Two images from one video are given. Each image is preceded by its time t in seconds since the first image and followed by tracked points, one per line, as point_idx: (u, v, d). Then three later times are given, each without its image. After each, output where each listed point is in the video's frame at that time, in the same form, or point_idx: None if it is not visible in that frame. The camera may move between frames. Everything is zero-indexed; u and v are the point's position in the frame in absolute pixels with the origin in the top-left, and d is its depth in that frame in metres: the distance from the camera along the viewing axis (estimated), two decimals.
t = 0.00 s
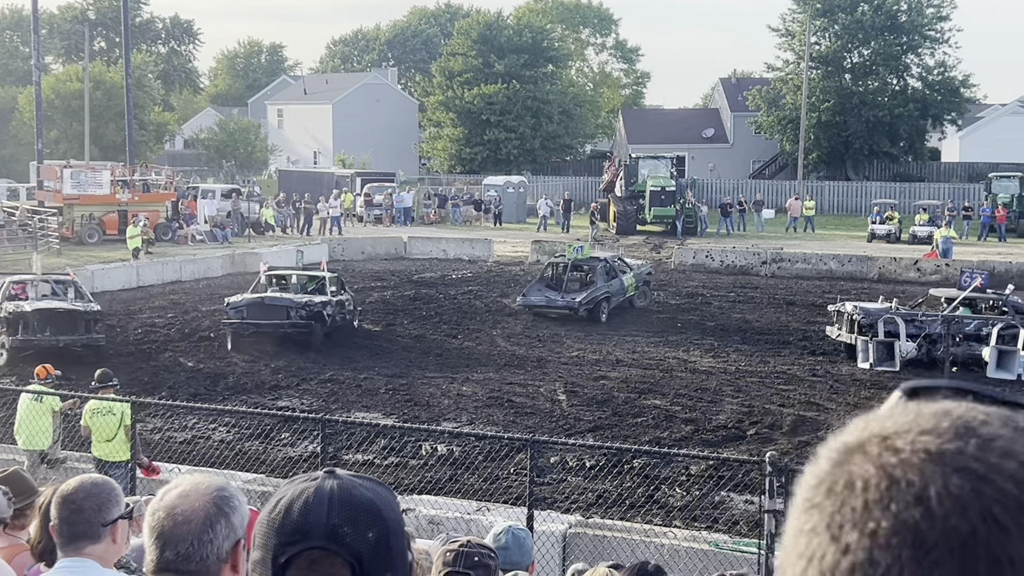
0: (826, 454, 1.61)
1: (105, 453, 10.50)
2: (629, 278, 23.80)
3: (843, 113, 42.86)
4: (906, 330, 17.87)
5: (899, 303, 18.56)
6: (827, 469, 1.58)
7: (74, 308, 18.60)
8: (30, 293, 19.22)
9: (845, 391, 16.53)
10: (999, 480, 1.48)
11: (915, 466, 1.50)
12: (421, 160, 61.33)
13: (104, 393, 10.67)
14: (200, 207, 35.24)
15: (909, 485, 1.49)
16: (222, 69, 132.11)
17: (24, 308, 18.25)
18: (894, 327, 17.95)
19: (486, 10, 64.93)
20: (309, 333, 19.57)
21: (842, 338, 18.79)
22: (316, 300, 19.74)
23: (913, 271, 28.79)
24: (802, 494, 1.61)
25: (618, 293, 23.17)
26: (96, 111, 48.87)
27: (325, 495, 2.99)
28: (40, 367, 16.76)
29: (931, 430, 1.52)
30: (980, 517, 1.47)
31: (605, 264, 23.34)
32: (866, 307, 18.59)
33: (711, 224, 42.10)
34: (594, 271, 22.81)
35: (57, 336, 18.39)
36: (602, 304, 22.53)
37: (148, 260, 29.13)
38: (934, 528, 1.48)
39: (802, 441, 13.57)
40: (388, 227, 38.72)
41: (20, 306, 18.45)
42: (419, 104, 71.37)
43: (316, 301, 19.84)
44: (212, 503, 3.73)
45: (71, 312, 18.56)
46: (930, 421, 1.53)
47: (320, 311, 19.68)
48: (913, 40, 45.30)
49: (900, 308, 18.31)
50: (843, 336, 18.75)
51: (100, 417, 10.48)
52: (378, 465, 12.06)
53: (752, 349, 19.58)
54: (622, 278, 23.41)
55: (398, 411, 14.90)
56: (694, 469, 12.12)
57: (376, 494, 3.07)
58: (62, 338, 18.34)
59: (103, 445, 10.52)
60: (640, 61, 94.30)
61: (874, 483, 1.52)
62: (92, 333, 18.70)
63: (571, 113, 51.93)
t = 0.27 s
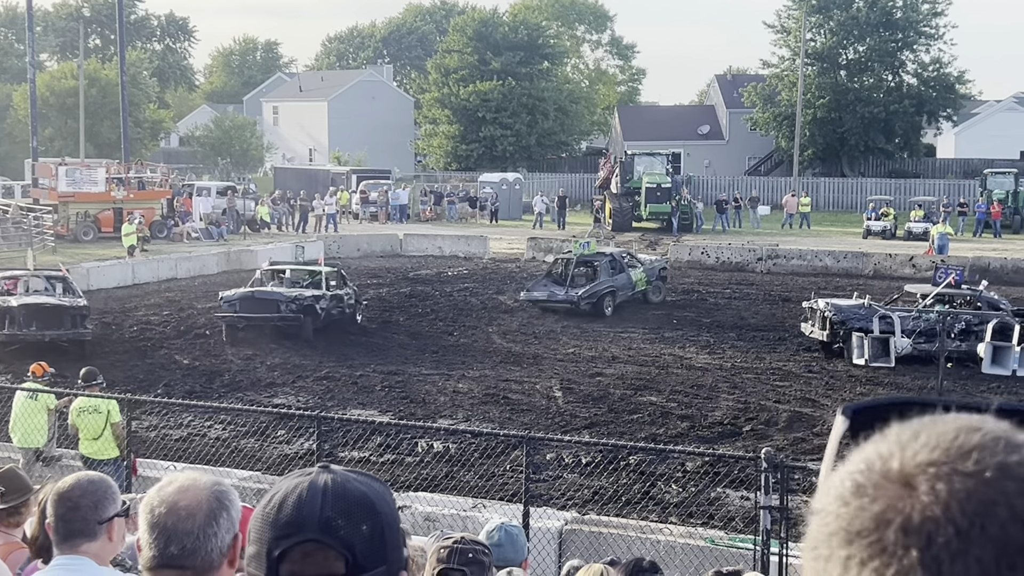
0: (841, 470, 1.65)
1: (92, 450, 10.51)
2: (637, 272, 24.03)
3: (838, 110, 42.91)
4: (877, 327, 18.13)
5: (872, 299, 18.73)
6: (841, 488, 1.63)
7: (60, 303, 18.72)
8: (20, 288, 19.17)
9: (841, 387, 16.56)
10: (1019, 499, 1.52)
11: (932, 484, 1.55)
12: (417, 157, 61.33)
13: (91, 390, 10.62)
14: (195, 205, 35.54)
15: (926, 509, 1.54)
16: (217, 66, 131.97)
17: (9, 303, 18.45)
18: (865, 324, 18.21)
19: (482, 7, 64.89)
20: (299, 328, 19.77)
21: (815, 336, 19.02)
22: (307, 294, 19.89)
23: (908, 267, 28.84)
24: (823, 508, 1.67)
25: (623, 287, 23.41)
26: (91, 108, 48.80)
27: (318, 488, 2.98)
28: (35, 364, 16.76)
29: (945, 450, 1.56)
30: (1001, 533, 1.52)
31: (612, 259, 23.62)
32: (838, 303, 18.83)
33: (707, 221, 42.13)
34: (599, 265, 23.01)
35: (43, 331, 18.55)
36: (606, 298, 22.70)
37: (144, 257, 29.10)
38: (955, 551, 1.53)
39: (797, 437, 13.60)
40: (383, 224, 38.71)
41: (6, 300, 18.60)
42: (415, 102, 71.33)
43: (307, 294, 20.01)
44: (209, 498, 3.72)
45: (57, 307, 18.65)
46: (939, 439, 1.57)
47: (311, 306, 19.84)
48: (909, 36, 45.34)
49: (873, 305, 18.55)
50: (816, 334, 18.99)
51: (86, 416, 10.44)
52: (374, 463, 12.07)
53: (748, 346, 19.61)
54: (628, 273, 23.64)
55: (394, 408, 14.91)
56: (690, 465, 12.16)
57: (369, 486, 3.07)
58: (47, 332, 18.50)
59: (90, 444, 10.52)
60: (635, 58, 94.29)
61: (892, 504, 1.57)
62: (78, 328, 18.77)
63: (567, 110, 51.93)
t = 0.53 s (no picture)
0: (813, 476, 1.63)
1: (83, 449, 10.46)
2: (649, 268, 24.24)
3: (833, 107, 42.95)
4: (850, 324, 18.18)
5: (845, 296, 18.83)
6: (816, 501, 1.60)
7: (47, 300, 18.79)
8: (13, 284, 19.16)
9: (836, 384, 16.58)
10: (994, 501, 1.49)
11: (906, 493, 1.51)
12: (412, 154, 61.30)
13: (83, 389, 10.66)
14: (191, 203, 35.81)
15: (901, 516, 1.51)
16: (212, 64, 131.85)
17: None
18: (839, 320, 18.24)
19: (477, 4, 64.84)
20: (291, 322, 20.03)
21: (788, 332, 18.98)
22: (300, 287, 20.14)
23: (904, 264, 28.87)
24: (798, 512, 1.63)
25: (630, 282, 23.65)
26: (85, 106, 48.72)
27: (307, 489, 2.98)
28: (30, 362, 16.74)
29: (914, 455, 1.53)
30: (983, 535, 1.48)
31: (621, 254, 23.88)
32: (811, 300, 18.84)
33: (702, 218, 42.16)
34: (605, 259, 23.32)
35: (31, 328, 18.66)
36: (610, 292, 23.01)
37: (139, 255, 29.08)
38: (938, 558, 1.48)
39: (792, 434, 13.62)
40: (379, 221, 38.69)
41: None
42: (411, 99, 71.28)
43: (301, 289, 20.26)
44: (204, 497, 3.73)
45: (44, 303, 18.72)
46: (906, 445, 1.54)
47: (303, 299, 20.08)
48: (903, 33, 45.40)
49: (846, 302, 18.60)
50: (789, 330, 18.94)
51: (77, 413, 10.48)
52: (369, 461, 12.07)
53: (743, 343, 19.63)
54: (637, 268, 23.88)
55: (389, 406, 14.90)
56: (686, 463, 12.17)
57: (360, 487, 3.07)
58: (33, 328, 18.61)
59: (81, 442, 10.48)
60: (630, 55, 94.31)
61: (866, 513, 1.54)
62: (66, 325, 18.87)
63: (562, 107, 51.94)
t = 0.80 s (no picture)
0: (783, 473, 1.64)
1: (77, 449, 10.46)
2: (661, 263, 24.48)
3: (829, 104, 42.99)
4: (823, 320, 18.26)
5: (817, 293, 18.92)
6: (786, 498, 1.61)
7: (40, 296, 18.79)
8: (9, 280, 19.20)
9: (832, 381, 16.62)
10: (964, 494, 1.50)
11: (874, 489, 1.52)
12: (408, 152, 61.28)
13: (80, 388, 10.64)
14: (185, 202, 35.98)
15: (873, 511, 1.51)
16: (208, 63, 131.72)
17: None
18: (812, 317, 18.31)
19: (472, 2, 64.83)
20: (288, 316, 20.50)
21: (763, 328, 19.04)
22: (297, 282, 20.57)
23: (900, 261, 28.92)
24: (771, 503, 1.64)
25: (640, 278, 23.96)
26: (81, 105, 48.69)
27: (302, 488, 2.99)
28: (26, 361, 16.74)
29: (882, 448, 1.55)
30: (951, 530, 1.49)
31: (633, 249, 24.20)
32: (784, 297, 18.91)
33: (698, 216, 42.22)
34: (613, 254, 23.68)
35: (24, 324, 18.64)
36: (617, 288, 23.39)
37: (135, 254, 29.06)
38: (908, 552, 1.50)
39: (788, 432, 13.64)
40: (375, 220, 38.69)
41: None
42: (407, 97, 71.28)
43: (301, 283, 20.69)
44: (200, 498, 3.74)
45: (37, 299, 18.73)
46: (875, 442, 1.56)
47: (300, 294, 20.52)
48: (899, 30, 45.43)
49: (819, 299, 18.69)
50: (763, 326, 19.00)
51: (71, 413, 10.45)
52: (366, 459, 12.08)
53: (739, 340, 19.66)
54: (648, 263, 24.16)
55: (386, 404, 14.92)
56: (682, 460, 12.19)
57: (354, 485, 3.09)
58: (26, 324, 18.61)
59: (75, 442, 10.48)
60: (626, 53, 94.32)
61: (834, 509, 1.55)
62: (59, 321, 18.80)
63: (557, 105, 51.94)
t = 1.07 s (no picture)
0: (760, 474, 1.65)
1: (75, 449, 10.47)
2: (677, 262, 24.88)
3: (826, 102, 43.05)
4: (798, 318, 18.36)
5: (793, 291, 19.05)
6: (765, 495, 1.61)
7: (39, 293, 19.02)
8: (10, 278, 19.45)
9: (830, 379, 16.65)
10: (937, 488, 1.51)
11: (850, 481, 1.52)
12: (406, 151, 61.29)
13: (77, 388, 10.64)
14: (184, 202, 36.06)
15: (850, 505, 1.51)
16: (205, 62, 131.66)
17: None
18: (786, 314, 18.43)
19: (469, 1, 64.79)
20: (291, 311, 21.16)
21: (738, 324, 19.22)
22: (299, 278, 21.21)
23: (898, 259, 28.98)
24: (751, 496, 1.64)
25: (653, 274, 24.43)
26: (78, 104, 48.66)
27: (302, 487, 3.00)
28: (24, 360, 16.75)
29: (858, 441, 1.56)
30: (929, 522, 1.49)
31: (648, 247, 24.72)
32: (760, 296, 19.06)
33: (696, 214, 42.23)
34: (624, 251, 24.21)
35: (22, 320, 18.95)
36: (627, 283, 23.93)
37: (132, 254, 29.04)
38: (886, 545, 1.49)
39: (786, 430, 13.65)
40: (373, 219, 38.69)
41: None
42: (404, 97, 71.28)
43: (304, 279, 21.31)
44: (200, 500, 3.74)
45: (35, 297, 18.97)
46: (852, 437, 1.57)
47: (303, 289, 21.15)
48: (896, 28, 45.45)
49: (795, 297, 18.82)
50: (739, 323, 19.16)
51: (68, 413, 10.45)
52: (364, 458, 12.08)
53: (737, 339, 19.69)
54: (662, 261, 24.58)
55: (384, 403, 14.92)
56: (680, 458, 12.21)
57: (353, 483, 3.10)
58: (24, 321, 18.87)
59: (72, 442, 10.49)
60: (623, 51, 94.39)
61: (810, 501, 1.55)
62: (57, 318, 19.01)
63: (555, 103, 51.92)
